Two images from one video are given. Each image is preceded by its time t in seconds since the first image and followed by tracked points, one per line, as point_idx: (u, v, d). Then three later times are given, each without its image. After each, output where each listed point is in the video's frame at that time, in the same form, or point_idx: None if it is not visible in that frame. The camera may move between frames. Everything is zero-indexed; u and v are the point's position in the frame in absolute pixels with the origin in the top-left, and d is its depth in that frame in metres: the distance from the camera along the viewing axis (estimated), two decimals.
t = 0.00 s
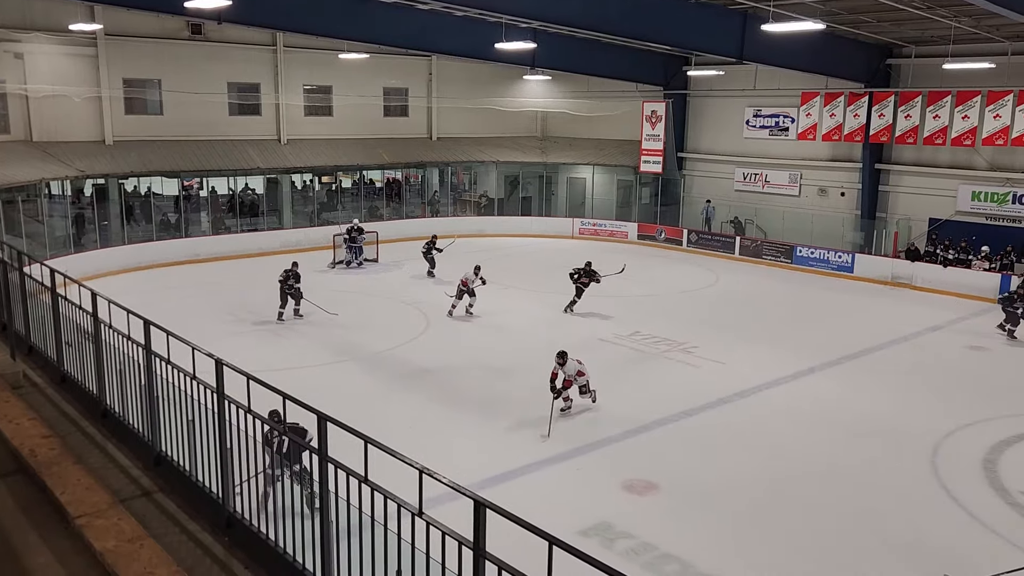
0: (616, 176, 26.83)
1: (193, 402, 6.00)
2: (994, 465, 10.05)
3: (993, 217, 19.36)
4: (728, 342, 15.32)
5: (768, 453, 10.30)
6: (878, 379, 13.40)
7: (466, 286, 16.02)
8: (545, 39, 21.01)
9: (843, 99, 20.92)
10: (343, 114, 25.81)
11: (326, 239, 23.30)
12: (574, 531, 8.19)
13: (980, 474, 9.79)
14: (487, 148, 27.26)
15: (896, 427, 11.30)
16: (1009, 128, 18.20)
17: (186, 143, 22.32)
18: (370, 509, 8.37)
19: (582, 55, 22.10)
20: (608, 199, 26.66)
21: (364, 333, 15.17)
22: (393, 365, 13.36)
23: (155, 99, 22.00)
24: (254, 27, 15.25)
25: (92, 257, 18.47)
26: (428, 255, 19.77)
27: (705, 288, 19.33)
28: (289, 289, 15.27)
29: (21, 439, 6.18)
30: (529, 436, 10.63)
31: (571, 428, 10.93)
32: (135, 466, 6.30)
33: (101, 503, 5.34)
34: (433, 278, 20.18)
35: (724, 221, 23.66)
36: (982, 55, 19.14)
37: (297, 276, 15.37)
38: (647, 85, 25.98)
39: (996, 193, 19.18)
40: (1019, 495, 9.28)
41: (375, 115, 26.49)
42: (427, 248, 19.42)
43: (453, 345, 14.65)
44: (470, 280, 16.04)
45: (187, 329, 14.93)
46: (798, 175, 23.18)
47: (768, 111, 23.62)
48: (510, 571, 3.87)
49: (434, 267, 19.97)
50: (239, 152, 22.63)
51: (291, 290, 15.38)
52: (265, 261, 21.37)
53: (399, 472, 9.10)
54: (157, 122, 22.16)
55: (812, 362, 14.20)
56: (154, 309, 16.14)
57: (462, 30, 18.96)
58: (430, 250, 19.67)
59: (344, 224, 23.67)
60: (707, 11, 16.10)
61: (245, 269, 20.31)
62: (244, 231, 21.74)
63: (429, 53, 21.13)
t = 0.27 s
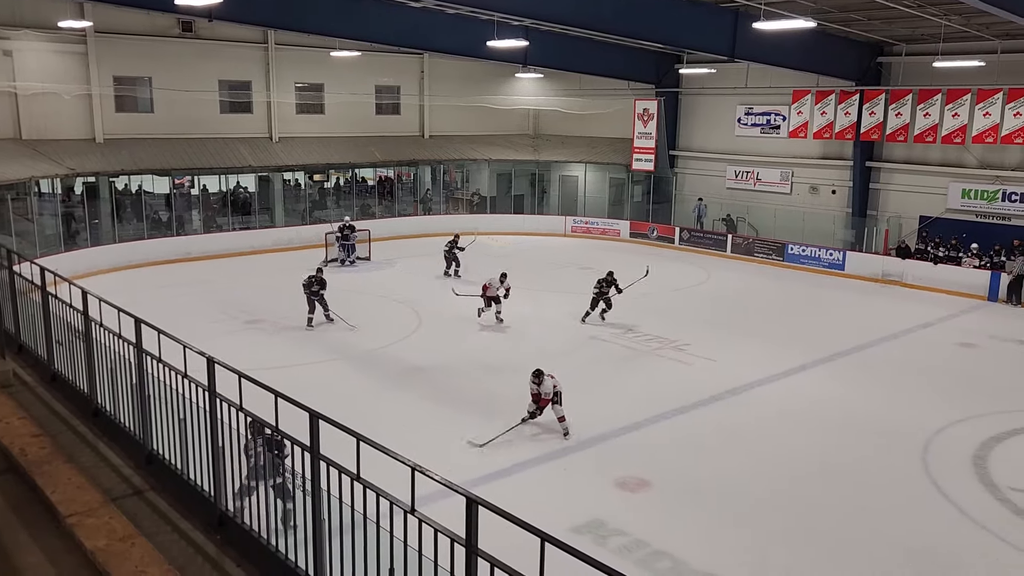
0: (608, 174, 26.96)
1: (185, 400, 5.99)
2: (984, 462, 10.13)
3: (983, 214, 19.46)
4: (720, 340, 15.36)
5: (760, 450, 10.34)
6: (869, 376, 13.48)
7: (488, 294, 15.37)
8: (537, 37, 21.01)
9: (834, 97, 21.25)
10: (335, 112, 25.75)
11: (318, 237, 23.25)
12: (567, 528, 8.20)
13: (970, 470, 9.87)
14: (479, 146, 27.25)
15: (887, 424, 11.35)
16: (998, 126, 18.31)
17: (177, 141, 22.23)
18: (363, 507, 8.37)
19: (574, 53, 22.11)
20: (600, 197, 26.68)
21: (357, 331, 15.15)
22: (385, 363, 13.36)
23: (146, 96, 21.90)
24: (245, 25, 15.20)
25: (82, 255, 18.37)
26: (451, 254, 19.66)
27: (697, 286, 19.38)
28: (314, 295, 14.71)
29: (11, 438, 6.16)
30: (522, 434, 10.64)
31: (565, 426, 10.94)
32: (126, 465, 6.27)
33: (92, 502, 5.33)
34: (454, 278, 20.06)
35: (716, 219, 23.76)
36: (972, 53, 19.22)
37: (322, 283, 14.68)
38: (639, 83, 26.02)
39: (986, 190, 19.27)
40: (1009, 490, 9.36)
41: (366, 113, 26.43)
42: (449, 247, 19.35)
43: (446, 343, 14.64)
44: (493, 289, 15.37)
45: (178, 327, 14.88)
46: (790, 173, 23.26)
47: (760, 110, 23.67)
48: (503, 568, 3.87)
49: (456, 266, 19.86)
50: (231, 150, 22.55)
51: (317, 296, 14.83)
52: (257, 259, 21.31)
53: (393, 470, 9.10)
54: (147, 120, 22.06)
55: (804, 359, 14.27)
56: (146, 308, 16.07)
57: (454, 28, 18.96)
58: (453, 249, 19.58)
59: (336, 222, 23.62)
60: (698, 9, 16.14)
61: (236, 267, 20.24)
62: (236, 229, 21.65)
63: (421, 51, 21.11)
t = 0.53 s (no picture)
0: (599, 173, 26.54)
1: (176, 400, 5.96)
2: (973, 459, 10.21)
3: (971, 213, 19.58)
4: (711, 338, 15.42)
5: (750, 448, 10.38)
6: (858, 374, 13.56)
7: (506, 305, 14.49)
8: (528, 36, 21.01)
9: (823, 96, 21.29)
10: (326, 111, 25.67)
11: (308, 237, 23.17)
12: (558, 526, 8.21)
13: (959, 468, 9.95)
14: (469, 145, 27.22)
15: (877, 422, 11.41)
16: (986, 126, 18.50)
17: (166, 140, 22.11)
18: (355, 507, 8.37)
19: (565, 52, 22.13)
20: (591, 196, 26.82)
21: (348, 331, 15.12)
22: (377, 363, 13.33)
23: (135, 95, 21.78)
24: (235, 24, 15.14)
25: (71, 255, 18.25)
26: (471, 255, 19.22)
27: (688, 285, 19.43)
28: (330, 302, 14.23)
29: None
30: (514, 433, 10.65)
31: (556, 425, 10.96)
32: (117, 465, 6.24)
33: (81, 503, 5.31)
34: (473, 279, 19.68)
35: (706, 218, 23.67)
36: (960, 53, 19.30)
37: (338, 291, 14.16)
38: (630, 82, 26.06)
39: (974, 189, 19.40)
40: (997, 487, 9.43)
41: (357, 112, 26.35)
42: (469, 249, 18.94)
43: (438, 343, 14.62)
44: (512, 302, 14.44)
45: (168, 328, 14.81)
46: (779, 172, 23.35)
47: (750, 109, 23.72)
48: (496, 568, 3.86)
49: (474, 268, 19.46)
50: (221, 149, 22.45)
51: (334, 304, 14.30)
52: (248, 258, 21.23)
53: (384, 470, 9.10)
54: (136, 119, 21.94)
55: (794, 358, 14.33)
56: (135, 308, 15.98)
57: (444, 27, 18.93)
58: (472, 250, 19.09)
59: (327, 222, 23.55)
60: (689, 9, 16.19)
61: (227, 267, 20.16)
62: (226, 229, 21.55)
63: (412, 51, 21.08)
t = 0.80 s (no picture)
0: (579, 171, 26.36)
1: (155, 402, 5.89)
2: (948, 454, 10.36)
3: (946, 210, 19.83)
4: (691, 336, 15.52)
5: (730, 445, 10.46)
6: (836, 370, 13.72)
7: (516, 315, 14.04)
8: (507, 35, 21.02)
9: (800, 95, 21.42)
10: (304, 110, 25.51)
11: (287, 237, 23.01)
12: (540, 525, 8.23)
13: (935, 462, 10.09)
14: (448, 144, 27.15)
15: (854, 418, 11.53)
16: (960, 125, 18.74)
17: (142, 139, 21.87)
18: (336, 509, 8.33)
19: (545, 52, 22.15)
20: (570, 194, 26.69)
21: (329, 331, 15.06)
22: (357, 363, 13.29)
23: (110, 95, 21.52)
24: (212, 22, 15.01)
25: (45, 256, 18.00)
26: (476, 260, 18.85)
27: (667, 283, 19.54)
28: (327, 313, 13.54)
29: None
30: (496, 432, 10.65)
31: (538, 424, 10.98)
32: (94, 469, 6.16)
33: (59, 507, 5.25)
34: (483, 286, 19.13)
35: (685, 216, 23.80)
36: (934, 52, 19.51)
37: (333, 300, 13.45)
38: (608, 81, 26.15)
39: (948, 187, 19.66)
40: (973, 481, 9.59)
41: (335, 111, 26.19)
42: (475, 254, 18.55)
43: (419, 343, 14.60)
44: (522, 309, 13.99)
45: (145, 329, 14.66)
46: (757, 170, 23.52)
47: (728, 107, 23.87)
48: (481, 568, 3.85)
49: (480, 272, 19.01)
50: (198, 149, 22.23)
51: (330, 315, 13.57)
52: (226, 259, 21.05)
53: (365, 470, 9.07)
54: (112, 119, 21.68)
55: (772, 355, 14.47)
56: (111, 309, 15.80)
57: (423, 26, 18.89)
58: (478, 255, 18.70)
59: (305, 221, 23.41)
60: (667, 9, 16.28)
61: (204, 267, 19.98)
62: (203, 229, 21.37)
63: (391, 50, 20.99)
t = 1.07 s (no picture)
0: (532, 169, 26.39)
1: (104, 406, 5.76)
2: (895, 443, 10.65)
3: (890, 205, 20.31)
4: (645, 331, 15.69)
5: (684, 438, 10.60)
6: (786, 363, 13.99)
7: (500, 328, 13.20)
8: (459, 33, 20.96)
9: (748, 93, 21.58)
10: (254, 108, 25.11)
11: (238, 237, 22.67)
12: (498, 522, 8.23)
13: (882, 451, 10.37)
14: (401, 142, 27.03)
15: (803, 410, 11.77)
16: (902, 122, 19.01)
17: (85, 138, 21.30)
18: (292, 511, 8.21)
19: (498, 50, 22.17)
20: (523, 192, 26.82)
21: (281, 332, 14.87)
22: (310, 364, 13.14)
23: (50, 93, 20.92)
24: (156, 18, 14.68)
25: None
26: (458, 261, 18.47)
27: (621, 279, 19.71)
28: (282, 325, 12.60)
29: None
30: (452, 430, 10.63)
31: (494, 421, 10.99)
32: (41, 477, 5.99)
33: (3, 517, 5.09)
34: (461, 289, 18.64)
35: (637, 213, 23.89)
36: (877, 51, 19.95)
37: (288, 311, 12.56)
38: (560, 79, 26.28)
39: (892, 182, 20.15)
40: (919, 469, 9.87)
41: (285, 109, 25.82)
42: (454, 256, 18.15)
43: (373, 342, 14.50)
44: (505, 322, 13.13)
45: (89, 332, 14.28)
46: (707, 167, 23.88)
47: (678, 105, 24.14)
48: (440, 567, 3.86)
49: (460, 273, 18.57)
50: (144, 148, 21.73)
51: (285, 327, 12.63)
52: (175, 260, 20.64)
53: (321, 471, 8.97)
54: (52, 117, 21.07)
55: (724, 349, 14.70)
56: (55, 313, 15.37)
57: (375, 23, 18.75)
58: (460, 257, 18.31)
59: (257, 221, 23.08)
60: (618, 7, 16.40)
61: (152, 269, 19.55)
62: (151, 230, 20.92)
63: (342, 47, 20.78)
